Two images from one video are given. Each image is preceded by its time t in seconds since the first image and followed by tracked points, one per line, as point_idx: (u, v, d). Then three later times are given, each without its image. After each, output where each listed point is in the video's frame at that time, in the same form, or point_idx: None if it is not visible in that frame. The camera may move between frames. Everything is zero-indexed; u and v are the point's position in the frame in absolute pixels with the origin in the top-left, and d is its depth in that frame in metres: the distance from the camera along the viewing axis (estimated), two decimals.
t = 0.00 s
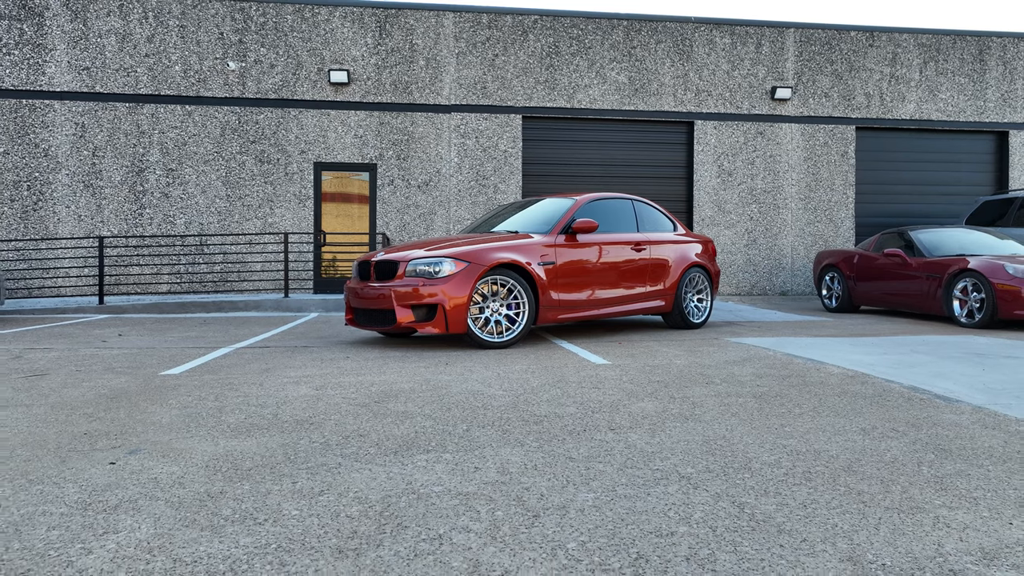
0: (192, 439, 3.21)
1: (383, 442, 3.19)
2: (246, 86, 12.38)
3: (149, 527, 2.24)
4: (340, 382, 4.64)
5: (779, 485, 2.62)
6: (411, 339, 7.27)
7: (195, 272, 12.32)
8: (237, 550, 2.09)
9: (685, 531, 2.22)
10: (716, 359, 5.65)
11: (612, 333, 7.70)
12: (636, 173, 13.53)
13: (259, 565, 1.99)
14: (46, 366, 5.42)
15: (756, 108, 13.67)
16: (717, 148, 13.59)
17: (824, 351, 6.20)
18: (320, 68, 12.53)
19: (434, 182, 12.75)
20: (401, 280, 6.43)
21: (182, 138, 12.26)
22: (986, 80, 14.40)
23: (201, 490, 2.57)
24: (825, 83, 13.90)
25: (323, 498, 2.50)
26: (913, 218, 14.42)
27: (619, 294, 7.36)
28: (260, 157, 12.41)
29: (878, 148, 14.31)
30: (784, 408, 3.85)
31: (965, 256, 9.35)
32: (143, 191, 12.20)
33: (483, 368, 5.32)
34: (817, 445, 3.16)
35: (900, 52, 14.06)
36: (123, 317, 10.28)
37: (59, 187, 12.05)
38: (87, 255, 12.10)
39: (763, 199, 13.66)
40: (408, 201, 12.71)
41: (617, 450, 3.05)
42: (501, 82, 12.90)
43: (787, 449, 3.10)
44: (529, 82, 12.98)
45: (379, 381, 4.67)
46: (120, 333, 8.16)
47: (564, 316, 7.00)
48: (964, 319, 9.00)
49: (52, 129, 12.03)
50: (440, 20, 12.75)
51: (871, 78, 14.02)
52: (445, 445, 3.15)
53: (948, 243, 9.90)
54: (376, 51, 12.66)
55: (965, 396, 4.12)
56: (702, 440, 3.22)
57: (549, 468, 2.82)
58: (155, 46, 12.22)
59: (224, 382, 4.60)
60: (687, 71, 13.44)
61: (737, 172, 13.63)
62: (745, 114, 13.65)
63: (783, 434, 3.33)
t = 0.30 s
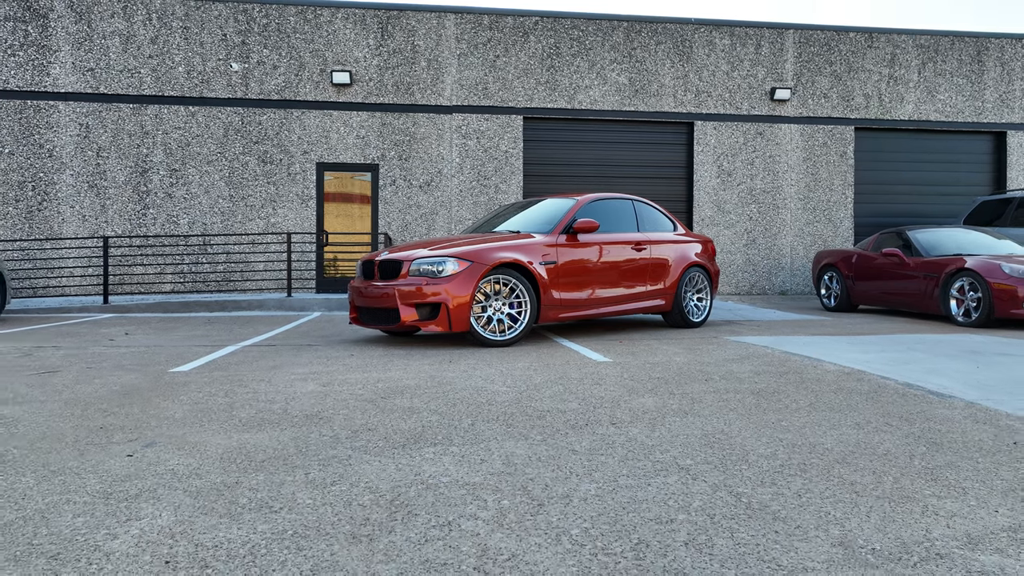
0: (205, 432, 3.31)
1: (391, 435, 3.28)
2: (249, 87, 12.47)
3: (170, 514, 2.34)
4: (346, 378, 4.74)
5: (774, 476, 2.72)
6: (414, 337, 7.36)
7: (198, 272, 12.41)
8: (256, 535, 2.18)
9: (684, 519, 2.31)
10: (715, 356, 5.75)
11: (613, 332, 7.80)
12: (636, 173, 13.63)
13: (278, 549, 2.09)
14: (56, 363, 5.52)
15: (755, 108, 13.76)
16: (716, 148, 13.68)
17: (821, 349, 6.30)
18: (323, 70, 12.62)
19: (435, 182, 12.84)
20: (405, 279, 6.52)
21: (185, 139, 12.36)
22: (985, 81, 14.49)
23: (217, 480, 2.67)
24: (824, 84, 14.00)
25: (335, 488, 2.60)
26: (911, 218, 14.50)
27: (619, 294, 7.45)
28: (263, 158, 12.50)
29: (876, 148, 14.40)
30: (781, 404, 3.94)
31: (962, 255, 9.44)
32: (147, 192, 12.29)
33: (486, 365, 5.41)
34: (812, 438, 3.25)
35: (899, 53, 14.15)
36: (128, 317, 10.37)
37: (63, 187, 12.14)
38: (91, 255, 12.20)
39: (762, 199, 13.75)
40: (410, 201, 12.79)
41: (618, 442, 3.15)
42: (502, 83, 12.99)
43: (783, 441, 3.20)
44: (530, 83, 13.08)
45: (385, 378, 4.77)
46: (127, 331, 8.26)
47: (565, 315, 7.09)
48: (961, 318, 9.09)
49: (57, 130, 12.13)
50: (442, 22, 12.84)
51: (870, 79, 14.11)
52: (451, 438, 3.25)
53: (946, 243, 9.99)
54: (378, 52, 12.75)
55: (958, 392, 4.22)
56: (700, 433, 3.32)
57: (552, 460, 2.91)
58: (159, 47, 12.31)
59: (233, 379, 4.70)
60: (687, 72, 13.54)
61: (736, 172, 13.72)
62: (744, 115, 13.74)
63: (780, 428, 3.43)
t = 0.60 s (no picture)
0: (218, 428, 3.41)
1: (397, 431, 3.38)
2: (252, 88, 12.57)
3: (187, 505, 2.43)
4: (351, 377, 4.84)
5: (768, 469, 2.81)
6: (417, 336, 7.46)
7: (201, 272, 12.51)
8: (271, 525, 2.28)
9: (682, 509, 2.40)
10: (714, 355, 5.85)
11: (613, 331, 7.89)
12: (636, 174, 13.73)
13: (292, 537, 2.18)
14: (66, 362, 5.61)
15: (754, 109, 13.85)
16: (716, 149, 13.77)
17: (819, 348, 6.39)
18: (325, 71, 12.72)
19: (437, 183, 12.94)
20: (408, 279, 6.62)
21: (188, 140, 12.45)
22: (982, 82, 14.58)
23: (230, 473, 2.76)
24: (823, 85, 14.09)
25: (346, 480, 2.69)
26: (910, 218, 14.59)
27: (619, 293, 7.54)
28: (265, 159, 12.59)
29: (874, 149, 14.50)
30: (778, 401, 4.04)
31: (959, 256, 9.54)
32: (150, 192, 12.38)
33: (488, 364, 5.51)
34: (806, 433, 3.35)
35: (897, 55, 14.25)
36: (131, 316, 10.46)
37: (67, 188, 12.23)
38: (95, 255, 12.29)
39: (761, 199, 13.84)
40: (412, 201, 12.89)
41: (618, 437, 3.25)
42: (503, 85, 13.09)
43: (778, 437, 3.29)
44: (531, 84, 13.17)
45: (390, 376, 4.86)
46: (133, 331, 8.35)
47: (566, 315, 7.18)
48: (957, 317, 9.19)
49: (61, 131, 12.22)
50: (443, 23, 12.93)
51: (868, 80, 14.21)
52: (456, 433, 3.34)
53: (943, 244, 10.08)
54: (380, 54, 12.85)
55: (950, 390, 4.31)
56: (698, 429, 3.41)
57: (554, 454, 3.01)
58: (162, 49, 12.41)
59: (240, 377, 4.80)
60: (687, 74, 13.63)
61: (735, 173, 13.81)
62: (743, 116, 13.83)
63: (775, 424, 3.52)
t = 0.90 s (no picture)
0: (227, 425, 3.51)
1: (401, 428, 3.48)
2: (254, 90, 12.67)
3: (201, 498, 2.54)
4: (355, 376, 4.93)
5: (760, 465, 2.91)
6: (418, 337, 7.55)
7: (203, 272, 12.61)
8: (281, 517, 2.38)
9: (675, 502, 2.51)
10: (711, 355, 5.95)
11: (612, 331, 7.99)
12: (635, 175, 13.83)
13: (303, 529, 2.28)
14: (74, 361, 5.72)
15: (753, 111, 13.95)
16: (714, 151, 13.87)
17: (815, 348, 6.49)
18: (326, 73, 12.81)
19: (437, 184, 13.04)
20: (410, 280, 6.72)
21: (191, 142, 12.54)
22: (979, 83, 14.67)
23: (240, 468, 2.87)
24: (821, 87, 14.18)
25: (352, 476, 2.79)
26: (907, 219, 14.69)
27: (618, 294, 7.64)
28: (267, 160, 12.68)
29: (872, 150, 14.59)
30: (772, 400, 4.14)
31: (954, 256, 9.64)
32: (153, 194, 12.48)
33: (489, 363, 5.61)
34: (798, 431, 3.46)
35: (895, 57, 14.35)
36: (135, 317, 10.56)
37: (71, 189, 12.33)
38: (98, 256, 12.40)
39: (760, 200, 13.94)
40: (413, 202, 12.99)
41: (615, 435, 3.35)
42: (503, 86, 13.19)
43: (771, 434, 3.39)
44: (530, 86, 13.27)
45: (392, 376, 4.96)
46: (137, 331, 8.45)
47: (565, 315, 7.28)
48: (953, 318, 9.28)
49: (64, 132, 12.32)
50: (444, 25, 13.03)
51: (866, 82, 14.30)
52: (458, 431, 3.44)
53: (939, 245, 10.18)
54: (381, 56, 12.94)
55: (941, 389, 4.41)
56: (693, 427, 3.51)
57: (553, 451, 3.11)
58: (165, 51, 12.51)
59: (246, 377, 4.90)
60: (686, 76, 13.73)
61: (734, 174, 13.91)
62: (742, 117, 13.92)
63: (769, 422, 3.62)
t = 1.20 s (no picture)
0: (235, 423, 3.62)
1: (403, 425, 3.59)
2: (256, 92, 12.78)
3: (212, 491, 2.65)
4: (358, 375, 5.04)
5: (750, 461, 3.02)
6: (420, 337, 7.66)
7: (206, 273, 12.71)
8: (290, 509, 2.49)
9: (667, 495, 2.62)
10: (706, 355, 6.06)
11: (611, 331, 8.11)
12: (634, 176, 13.94)
13: (311, 520, 2.39)
14: (81, 361, 5.82)
15: (751, 113, 14.05)
16: (713, 152, 13.98)
17: (809, 348, 6.60)
18: (327, 75, 12.92)
19: (438, 185, 13.15)
20: (411, 281, 6.83)
21: (193, 143, 12.65)
22: (976, 85, 14.78)
23: (249, 464, 2.98)
24: (819, 89, 14.29)
25: (357, 471, 2.90)
26: (904, 220, 14.79)
27: (616, 295, 7.75)
28: (269, 161, 12.78)
29: (869, 151, 14.70)
30: (764, 398, 4.25)
31: (949, 257, 9.74)
32: (156, 195, 12.59)
33: (488, 363, 5.72)
34: (787, 428, 3.57)
35: (892, 59, 14.46)
36: (139, 317, 10.66)
37: (74, 190, 12.44)
38: (102, 256, 12.51)
39: (758, 202, 14.04)
40: (413, 203, 13.09)
41: (610, 432, 3.46)
42: (503, 88, 13.30)
43: (762, 431, 3.50)
44: (530, 88, 13.38)
45: (395, 375, 5.08)
46: (142, 331, 8.56)
47: (564, 315, 7.39)
48: (947, 318, 9.39)
49: (68, 134, 12.43)
50: (444, 28, 13.13)
51: (863, 84, 14.40)
52: (458, 428, 3.55)
53: (934, 246, 10.28)
54: (381, 58, 13.05)
55: (930, 388, 4.52)
56: (687, 424, 3.62)
57: (549, 447, 3.22)
58: (168, 53, 12.62)
59: (251, 376, 5.01)
60: (684, 78, 13.84)
61: (732, 175, 14.02)
62: (740, 119, 14.03)
63: (760, 419, 3.73)
